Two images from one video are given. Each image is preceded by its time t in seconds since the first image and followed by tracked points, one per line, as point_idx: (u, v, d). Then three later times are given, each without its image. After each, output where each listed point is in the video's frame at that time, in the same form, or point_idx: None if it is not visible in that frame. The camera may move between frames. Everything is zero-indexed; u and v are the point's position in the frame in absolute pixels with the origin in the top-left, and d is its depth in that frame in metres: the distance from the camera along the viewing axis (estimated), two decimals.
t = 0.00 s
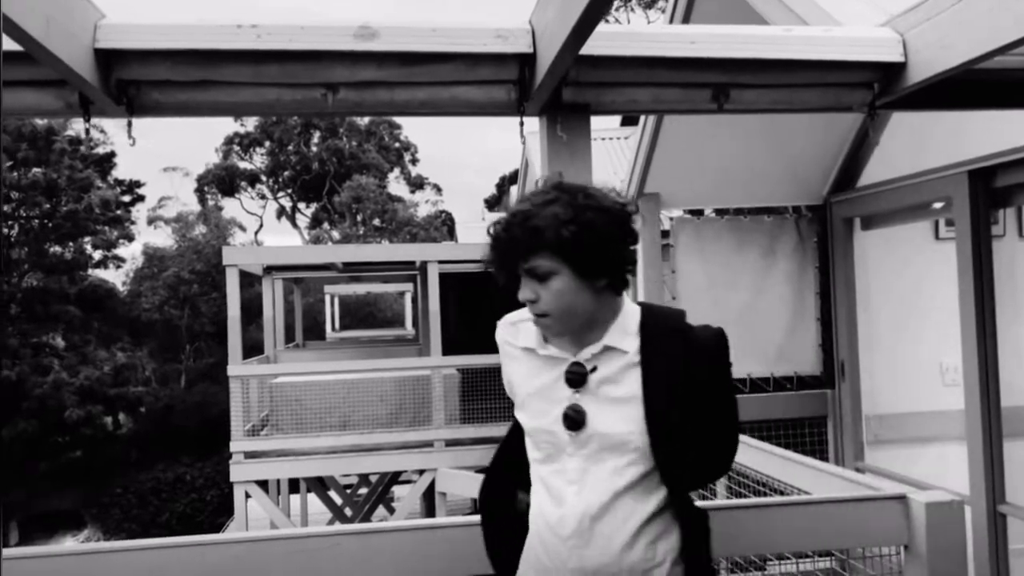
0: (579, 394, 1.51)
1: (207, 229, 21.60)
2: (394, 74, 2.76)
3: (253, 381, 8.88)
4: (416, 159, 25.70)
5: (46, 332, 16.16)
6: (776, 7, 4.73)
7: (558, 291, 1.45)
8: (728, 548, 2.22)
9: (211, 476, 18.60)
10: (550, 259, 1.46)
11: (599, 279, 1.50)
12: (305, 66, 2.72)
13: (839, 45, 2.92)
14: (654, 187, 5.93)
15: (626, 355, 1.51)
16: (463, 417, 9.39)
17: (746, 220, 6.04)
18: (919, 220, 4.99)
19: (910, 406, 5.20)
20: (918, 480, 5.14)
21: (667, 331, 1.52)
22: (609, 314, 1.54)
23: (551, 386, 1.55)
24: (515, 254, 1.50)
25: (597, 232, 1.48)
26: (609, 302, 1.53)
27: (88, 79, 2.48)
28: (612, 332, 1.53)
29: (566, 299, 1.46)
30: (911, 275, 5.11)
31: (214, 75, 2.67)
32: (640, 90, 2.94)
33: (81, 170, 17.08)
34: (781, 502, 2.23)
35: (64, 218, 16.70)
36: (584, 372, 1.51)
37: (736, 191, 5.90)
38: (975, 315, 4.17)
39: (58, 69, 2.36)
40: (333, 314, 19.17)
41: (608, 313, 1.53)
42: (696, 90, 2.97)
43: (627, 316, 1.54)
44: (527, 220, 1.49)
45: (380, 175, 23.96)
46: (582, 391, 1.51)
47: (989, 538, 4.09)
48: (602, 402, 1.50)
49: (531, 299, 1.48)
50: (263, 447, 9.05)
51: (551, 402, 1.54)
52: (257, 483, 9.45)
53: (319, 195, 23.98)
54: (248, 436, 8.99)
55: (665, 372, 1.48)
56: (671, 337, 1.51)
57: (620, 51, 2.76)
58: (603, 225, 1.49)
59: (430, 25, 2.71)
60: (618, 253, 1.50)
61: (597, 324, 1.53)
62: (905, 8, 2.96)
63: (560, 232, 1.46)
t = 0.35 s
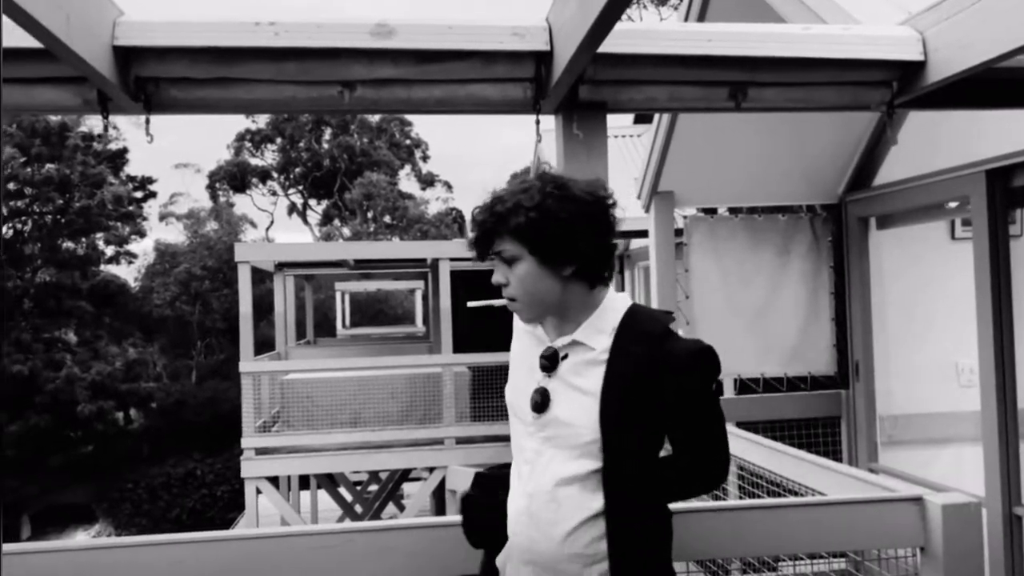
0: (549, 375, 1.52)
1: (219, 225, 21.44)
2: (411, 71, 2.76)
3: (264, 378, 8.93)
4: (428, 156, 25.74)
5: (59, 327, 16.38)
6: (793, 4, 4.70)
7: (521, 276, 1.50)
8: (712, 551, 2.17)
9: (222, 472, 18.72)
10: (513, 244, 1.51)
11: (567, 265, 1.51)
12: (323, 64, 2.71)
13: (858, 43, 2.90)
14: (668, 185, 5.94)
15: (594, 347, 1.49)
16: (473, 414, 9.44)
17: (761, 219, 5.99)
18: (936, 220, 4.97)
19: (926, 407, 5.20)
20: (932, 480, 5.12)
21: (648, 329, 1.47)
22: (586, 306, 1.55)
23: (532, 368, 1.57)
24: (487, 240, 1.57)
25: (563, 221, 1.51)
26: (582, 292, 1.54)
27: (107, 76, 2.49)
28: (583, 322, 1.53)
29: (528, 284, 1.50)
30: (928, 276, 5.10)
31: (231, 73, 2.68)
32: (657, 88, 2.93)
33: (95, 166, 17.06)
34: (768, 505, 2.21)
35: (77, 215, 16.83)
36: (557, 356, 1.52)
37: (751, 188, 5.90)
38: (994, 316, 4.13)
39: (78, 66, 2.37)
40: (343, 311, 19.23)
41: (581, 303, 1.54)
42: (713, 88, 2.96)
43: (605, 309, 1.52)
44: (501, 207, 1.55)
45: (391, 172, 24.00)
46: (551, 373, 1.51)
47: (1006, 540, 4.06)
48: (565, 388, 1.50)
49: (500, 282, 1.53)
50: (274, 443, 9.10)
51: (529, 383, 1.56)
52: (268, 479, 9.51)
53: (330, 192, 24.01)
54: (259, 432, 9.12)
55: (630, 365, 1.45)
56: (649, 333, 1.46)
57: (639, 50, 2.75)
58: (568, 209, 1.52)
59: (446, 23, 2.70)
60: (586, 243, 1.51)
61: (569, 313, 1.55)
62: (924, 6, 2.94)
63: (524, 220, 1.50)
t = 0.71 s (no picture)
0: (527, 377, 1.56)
1: (240, 221, 21.64)
2: (437, 69, 2.77)
3: (285, 372, 9.03)
4: (448, 153, 25.82)
5: (83, 320, 16.70)
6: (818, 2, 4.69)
7: (482, 286, 1.58)
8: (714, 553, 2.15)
9: (242, 466, 18.86)
10: (471, 257, 1.58)
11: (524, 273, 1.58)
12: (349, 60, 2.73)
13: (886, 41, 2.88)
14: (690, 184, 5.94)
15: (555, 348, 1.53)
16: (492, 410, 9.48)
17: (783, 218, 5.94)
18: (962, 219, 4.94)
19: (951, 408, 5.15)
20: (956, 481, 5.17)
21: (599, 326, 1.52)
22: (549, 306, 1.62)
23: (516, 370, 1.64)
24: (447, 256, 1.64)
25: (514, 230, 1.57)
26: (544, 293, 1.60)
27: (137, 72, 2.52)
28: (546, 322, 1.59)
29: (488, 294, 1.58)
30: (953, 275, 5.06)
31: (259, 70, 2.71)
32: (683, 85, 2.92)
33: (119, 161, 17.14)
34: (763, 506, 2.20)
35: (102, 209, 16.97)
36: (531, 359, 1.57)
37: (773, 186, 5.88)
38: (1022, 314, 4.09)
39: (109, 62, 2.39)
40: (364, 307, 19.33)
41: (544, 304, 1.61)
42: (740, 86, 2.94)
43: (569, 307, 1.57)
44: (455, 221, 1.61)
45: (412, 168, 24.09)
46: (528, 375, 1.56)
47: None
48: (538, 388, 1.54)
49: (464, 291, 1.61)
50: (295, 437, 9.18)
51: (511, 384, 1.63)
52: (288, 473, 9.59)
53: (350, 188, 24.13)
54: (280, 425, 9.19)
55: (584, 362, 1.48)
56: (605, 327, 1.50)
57: (664, 47, 2.74)
58: (518, 219, 1.58)
59: (472, 20, 2.72)
60: (540, 248, 1.57)
61: (534, 314, 1.62)
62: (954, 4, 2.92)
63: (477, 235, 1.57)
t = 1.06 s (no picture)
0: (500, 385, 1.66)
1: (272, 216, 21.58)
2: (476, 64, 2.78)
3: (316, 365, 9.14)
4: (476, 149, 25.89)
5: (118, 312, 17.03)
6: None
7: (438, 297, 1.75)
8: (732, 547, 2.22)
9: (272, 457, 19.07)
10: (425, 271, 1.75)
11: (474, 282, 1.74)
12: (388, 56, 2.76)
13: (930, 36, 2.85)
14: (724, 179, 5.89)
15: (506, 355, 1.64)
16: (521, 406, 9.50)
17: (818, 215, 5.88)
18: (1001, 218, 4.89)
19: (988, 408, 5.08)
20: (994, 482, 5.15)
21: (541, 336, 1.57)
22: (506, 309, 1.77)
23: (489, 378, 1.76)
24: (406, 273, 1.82)
25: (459, 243, 1.73)
26: (499, 300, 1.76)
27: (183, 67, 2.56)
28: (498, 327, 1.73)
29: (443, 303, 1.75)
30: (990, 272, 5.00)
31: (301, 65, 2.75)
32: (722, 80, 2.90)
33: (154, 156, 17.43)
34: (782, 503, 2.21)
35: (137, 203, 17.23)
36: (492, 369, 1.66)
37: (809, 181, 5.84)
38: None
39: (156, 58, 2.44)
40: (392, 302, 19.45)
41: (499, 309, 1.76)
42: (780, 82, 2.92)
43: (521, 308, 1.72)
44: (409, 239, 1.79)
45: (441, 164, 24.17)
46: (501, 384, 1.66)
47: None
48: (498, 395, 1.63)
49: (424, 302, 1.80)
50: (326, 429, 9.27)
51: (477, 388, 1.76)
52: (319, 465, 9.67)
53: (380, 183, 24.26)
54: (312, 418, 9.28)
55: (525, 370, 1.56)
56: (546, 335, 1.57)
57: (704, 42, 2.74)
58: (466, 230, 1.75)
59: (512, 15, 2.73)
60: (488, 259, 1.73)
61: (491, 319, 1.77)
62: None
63: (427, 249, 1.74)
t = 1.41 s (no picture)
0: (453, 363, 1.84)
1: (307, 213, 21.93)
2: (523, 60, 2.78)
3: (351, 360, 9.24)
4: (508, 147, 25.95)
5: (156, 306, 17.32)
6: None
7: (434, 259, 1.85)
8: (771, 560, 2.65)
9: (306, 450, 19.23)
10: (428, 229, 1.85)
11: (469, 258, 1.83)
12: (436, 52, 2.76)
13: (983, 30, 2.80)
14: (765, 176, 5.89)
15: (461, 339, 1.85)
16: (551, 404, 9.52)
17: (860, 213, 5.84)
18: None
19: None
20: None
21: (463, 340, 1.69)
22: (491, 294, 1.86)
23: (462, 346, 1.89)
24: (411, 221, 1.91)
25: (466, 212, 1.81)
26: (485, 279, 1.85)
27: (235, 62, 2.59)
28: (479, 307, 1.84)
29: (437, 266, 1.85)
30: None
31: (351, 62, 2.76)
32: (771, 76, 2.87)
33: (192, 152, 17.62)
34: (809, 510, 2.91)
35: (174, 199, 17.48)
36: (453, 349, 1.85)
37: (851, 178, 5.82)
38: None
39: (210, 53, 2.47)
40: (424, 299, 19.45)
41: (483, 288, 1.85)
42: (829, 77, 2.87)
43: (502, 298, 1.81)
44: (422, 191, 1.87)
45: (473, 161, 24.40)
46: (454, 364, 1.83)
47: None
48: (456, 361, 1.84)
49: (419, 258, 1.90)
50: (360, 423, 9.36)
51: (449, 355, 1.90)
52: (353, 459, 9.75)
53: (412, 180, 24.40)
54: (347, 412, 9.37)
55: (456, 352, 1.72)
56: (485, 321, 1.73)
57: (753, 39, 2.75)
58: (475, 203, 1.82)
59: (560, 11, 2.72)
60: (488, 238, 1.81)
61: (475, 295, 1.87)
62: None
63: (436, 209, 1.83)
